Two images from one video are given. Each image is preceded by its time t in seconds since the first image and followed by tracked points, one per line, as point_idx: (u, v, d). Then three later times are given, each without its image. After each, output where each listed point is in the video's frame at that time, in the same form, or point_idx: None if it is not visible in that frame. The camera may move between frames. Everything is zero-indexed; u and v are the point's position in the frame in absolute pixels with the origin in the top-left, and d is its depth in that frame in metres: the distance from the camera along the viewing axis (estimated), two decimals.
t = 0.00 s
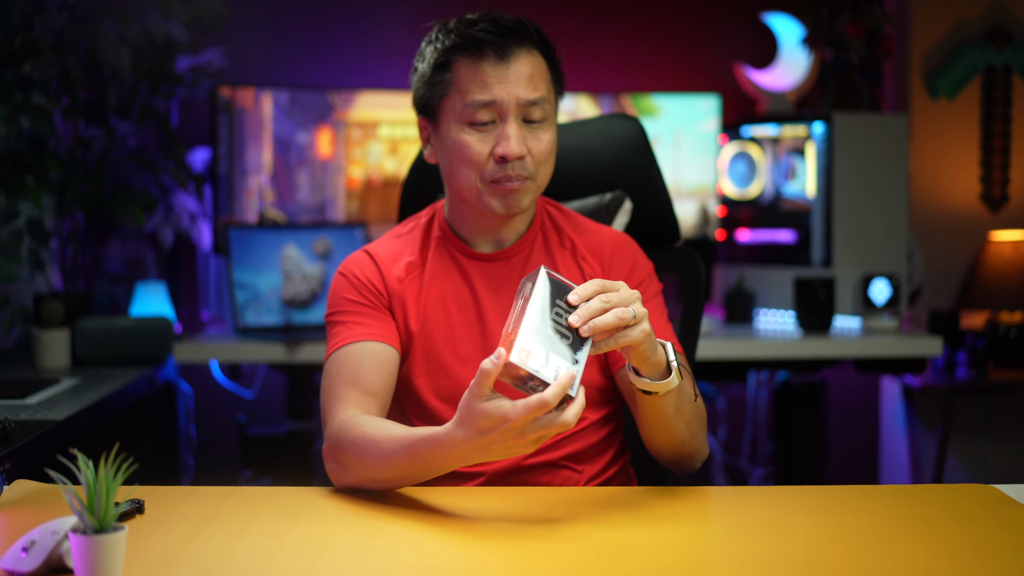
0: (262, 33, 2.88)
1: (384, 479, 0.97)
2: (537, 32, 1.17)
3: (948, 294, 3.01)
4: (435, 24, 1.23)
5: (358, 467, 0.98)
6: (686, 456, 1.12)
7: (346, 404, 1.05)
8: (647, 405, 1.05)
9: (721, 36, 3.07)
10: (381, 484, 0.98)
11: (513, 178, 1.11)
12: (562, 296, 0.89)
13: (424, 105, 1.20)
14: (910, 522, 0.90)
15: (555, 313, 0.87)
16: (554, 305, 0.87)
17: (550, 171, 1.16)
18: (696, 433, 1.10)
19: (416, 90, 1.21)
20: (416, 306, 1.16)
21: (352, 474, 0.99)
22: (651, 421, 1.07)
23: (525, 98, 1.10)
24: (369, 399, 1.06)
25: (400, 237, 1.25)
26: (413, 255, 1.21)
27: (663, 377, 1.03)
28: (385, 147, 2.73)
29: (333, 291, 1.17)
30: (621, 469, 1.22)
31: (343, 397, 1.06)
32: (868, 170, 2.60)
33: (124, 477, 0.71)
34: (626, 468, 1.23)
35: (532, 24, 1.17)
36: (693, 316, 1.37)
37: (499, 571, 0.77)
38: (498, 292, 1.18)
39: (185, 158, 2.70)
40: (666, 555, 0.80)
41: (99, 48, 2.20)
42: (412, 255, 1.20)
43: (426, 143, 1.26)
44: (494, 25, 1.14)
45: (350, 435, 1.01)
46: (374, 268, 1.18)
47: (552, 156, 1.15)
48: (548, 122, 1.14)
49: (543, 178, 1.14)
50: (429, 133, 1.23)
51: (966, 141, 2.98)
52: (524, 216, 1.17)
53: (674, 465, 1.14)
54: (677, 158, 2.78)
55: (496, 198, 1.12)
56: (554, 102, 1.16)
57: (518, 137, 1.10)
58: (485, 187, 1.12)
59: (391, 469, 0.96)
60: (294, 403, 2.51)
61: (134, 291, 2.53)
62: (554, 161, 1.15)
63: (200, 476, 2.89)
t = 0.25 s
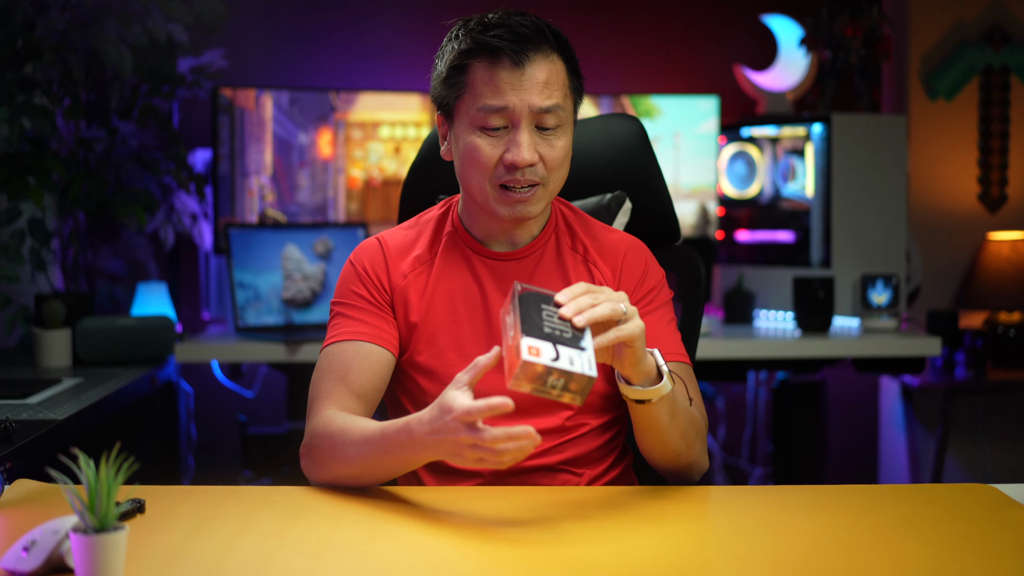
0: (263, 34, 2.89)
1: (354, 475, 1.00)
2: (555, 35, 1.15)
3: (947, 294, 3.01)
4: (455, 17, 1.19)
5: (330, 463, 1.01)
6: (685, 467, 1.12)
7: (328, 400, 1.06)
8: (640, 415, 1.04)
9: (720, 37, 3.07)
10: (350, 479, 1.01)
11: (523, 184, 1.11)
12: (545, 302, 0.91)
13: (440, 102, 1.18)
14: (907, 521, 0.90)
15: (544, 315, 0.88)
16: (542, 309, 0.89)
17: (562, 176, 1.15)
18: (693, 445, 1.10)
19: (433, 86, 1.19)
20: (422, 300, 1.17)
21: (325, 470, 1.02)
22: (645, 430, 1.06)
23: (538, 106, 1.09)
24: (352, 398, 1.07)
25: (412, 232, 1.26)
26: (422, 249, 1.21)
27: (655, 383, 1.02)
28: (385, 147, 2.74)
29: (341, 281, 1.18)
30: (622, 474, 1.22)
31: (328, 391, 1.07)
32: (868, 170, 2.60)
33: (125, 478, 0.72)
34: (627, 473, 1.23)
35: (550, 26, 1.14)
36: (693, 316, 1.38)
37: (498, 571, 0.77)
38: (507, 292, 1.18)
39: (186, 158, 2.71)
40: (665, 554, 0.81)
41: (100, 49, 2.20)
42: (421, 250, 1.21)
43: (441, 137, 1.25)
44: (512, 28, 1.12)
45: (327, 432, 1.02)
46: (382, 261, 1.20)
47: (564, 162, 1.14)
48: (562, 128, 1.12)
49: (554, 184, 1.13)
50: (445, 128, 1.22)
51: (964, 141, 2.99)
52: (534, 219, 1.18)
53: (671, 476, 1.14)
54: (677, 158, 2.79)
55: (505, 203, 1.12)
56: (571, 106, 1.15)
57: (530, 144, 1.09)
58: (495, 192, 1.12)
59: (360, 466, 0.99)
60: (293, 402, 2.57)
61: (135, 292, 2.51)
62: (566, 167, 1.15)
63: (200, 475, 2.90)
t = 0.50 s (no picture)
0: (263, 34, 2.89)
1: (359, 473, 1.01)
2: (562, 36, 1.14)
3: (947, 294, 3.01)
4: (464, 18, 1.19)
5: (334, 463, 1.02)
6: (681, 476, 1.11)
7: (333, 400, 1.06)
8: (637, 422, 1.04)
9: (721, 37, 3.07)
10: (354, 478, 1.02)
11: (527, 186, 1.11)
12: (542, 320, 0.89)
13: (447, 103, 1.18)
14: (908, 521, 0.90)
15: (542, 335, 0.87)
16: (541, 329, 0.88)
17: (568, 178, 1.15)
18: (690, 455, 1.09)
19: (440, 87, 1.19)
20: (427, 302, 1.17)
21: (329, 469, 1.03)
22: (643, 436, 1.06)
23: (542, 109, 1.09)
24: (357, 397, 1.07)
25: (421, 230, 1.26)
26: (429, 249, 1.21)
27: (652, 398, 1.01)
28: (385, 147, 2.74)
29: (348, 279, 1.18)
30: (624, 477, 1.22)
31: (333, 392, 1.07)
32: (868, 170, 2.60)
33: (125, 478, 0.72)
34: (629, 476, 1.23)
35: (557, 27, 1.13)
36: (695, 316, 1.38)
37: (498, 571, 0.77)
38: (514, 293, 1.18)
39: (186, 158, 2.72)
40: (665, 554, 0.81)
41: (101, 49, 2.21)
42: (428, 250, 1.21)
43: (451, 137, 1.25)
44: (518, 30, 1.11)
45: (332, 432, 1.03)
46: (389, 260, 1.20)
47: (570, 165, 1.14)
48: (568, 131, 1.12)
49: (559, 186, 1.13)
50: (453, 129, 1.22)
51: (964, 141, 2.99)
52: (541, 221, 1.18)
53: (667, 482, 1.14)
54: (677, 158, 2.79)
55: (509, 206, 1.12)
56: (578, 109, 1.14)
57: (534, 148, 1.09)
58: (499, 195, 1.12)
59: (365, 464, 1.00)
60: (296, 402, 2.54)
61: (134, 292, 2.52)
62: (572, 169, 1.14)
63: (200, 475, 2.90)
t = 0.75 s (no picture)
0: (263, 34, 2.89)
1: (372, 466, 1.03)
2: (516, 27, 1.13)
3: (947, 293, 3.01)
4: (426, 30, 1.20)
5: (350, 459, 1.04)
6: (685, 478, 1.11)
7: (348, 396, 1.07)
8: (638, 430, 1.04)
9: (721, 37, 3.07)
10: (369, 470, 1.05)
11: (517, 185, 1.12)
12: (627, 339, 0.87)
13: (427, 115, 1.19)
14: (908, 522, 0.90)
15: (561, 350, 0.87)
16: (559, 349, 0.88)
17: (557, 167, 1.15)
18: (693, 462, 1.09)
19: (417, 102, 1.20)
20: (433, 300, 1.17)
21: (345, 465, 1.05)
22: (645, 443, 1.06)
23: (512, 105, 1.09)
24: (371, 393, 1.08)
25: (430, 228, 1.26)
26: (437, 248, 1.21)
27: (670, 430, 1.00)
28: (385, 147, 2.74)
29: (357, 277, 1.19)
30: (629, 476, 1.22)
31: (347, 387, 1.08)
32: (868, 170, 2.60)
33: (125, 478, 0.72)
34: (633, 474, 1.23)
35: (509, 20, 1.13)
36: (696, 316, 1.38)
37: (498, 571, 0.77)
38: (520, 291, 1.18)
39: (186, 158, 2.72)
40: (666, 554, 0.81)
41: (100, 49, 2.21)
42: (436, 248, 1.21)
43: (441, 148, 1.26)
44: (471, 34, 1.11)
45: (347, 429, 1.04)
46: (397, 258, 1.20)
47: (556, 153, 1.13)
48: (544, 119, 1.12)
49: (549, 177, 1.13)
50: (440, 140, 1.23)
51: (964, 141, 2.99)
52: (541, 214, 1.17)
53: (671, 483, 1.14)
54: (677, 158, 2.79)
55: (506, 206, 1.12)
56: (550, 96, 1.14)
57: (513, 146, 1.09)
58: (492, 197, 1.13)
59: (376, 456, 1.02)
60: (295, 402, 2.54)
61: (134, 292, 2.52)
62: (558, 157, 1.14)
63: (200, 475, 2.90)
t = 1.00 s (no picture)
0: (263, 34, 2.89)
1: (378, 456, 1.03)
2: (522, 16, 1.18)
3: (948, 294, 3.01)
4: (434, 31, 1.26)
5: (354, 450, 1.04)
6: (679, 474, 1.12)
7: (349, 391, 1.07)
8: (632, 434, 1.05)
9: (721, 37, 3.07)
10: (374, 458, 1.04)
11: (514, 155, 1.10)
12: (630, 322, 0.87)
13: (430, 105, 1.21)
14: (908, 522, 0.90)
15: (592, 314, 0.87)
16: (601, 311, 0.86)
17: (557, 147, 1.14)
18: (684, 460, 1.10)
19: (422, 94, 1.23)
20: (432, 299, 1.17)
21: (349, 456, 1.05)
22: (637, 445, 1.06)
23: (514, 75, 1.11)
24: (372, 390, 1.08)
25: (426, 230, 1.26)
26: (434, 248, 1.21)
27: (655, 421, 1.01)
28: (385, 147, 2.74)
29: (354, 279, 1.18)
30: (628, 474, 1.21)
31: (348, 383, 1.08)
32: (869, 170, 2.60)
33: (125, 478, 0.72)
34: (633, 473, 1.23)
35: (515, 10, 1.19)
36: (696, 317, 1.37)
37: (498, 571, 0.77)
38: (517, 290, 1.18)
39: (187, 158, 2.72)
40: (666, 554, 0.81)
41: (101, 49, 2.21)
42: (434, 248, 1.21)
43: (442, 149, 1.26)
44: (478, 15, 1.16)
45: (350, 423, 1.04)
46: (394, 259, 1.20)
47: (555, 133, 1.14)
48: (545, 97, 1.14)
49: (547, 153, 1.12)
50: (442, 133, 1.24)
51: (964, 141, 2.99)
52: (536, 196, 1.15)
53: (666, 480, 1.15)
54: (677, 158, 2.79)
55: (502, 175, 1.10)
56: (553, 79, 1.16)
57: (512, 115, 1.10)
58: (489, 166, 1.10)
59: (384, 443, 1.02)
60: (295, 402, 2.54)
61: (134, 292, 2.52)
62: (557, 137, 1.14)
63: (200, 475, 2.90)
